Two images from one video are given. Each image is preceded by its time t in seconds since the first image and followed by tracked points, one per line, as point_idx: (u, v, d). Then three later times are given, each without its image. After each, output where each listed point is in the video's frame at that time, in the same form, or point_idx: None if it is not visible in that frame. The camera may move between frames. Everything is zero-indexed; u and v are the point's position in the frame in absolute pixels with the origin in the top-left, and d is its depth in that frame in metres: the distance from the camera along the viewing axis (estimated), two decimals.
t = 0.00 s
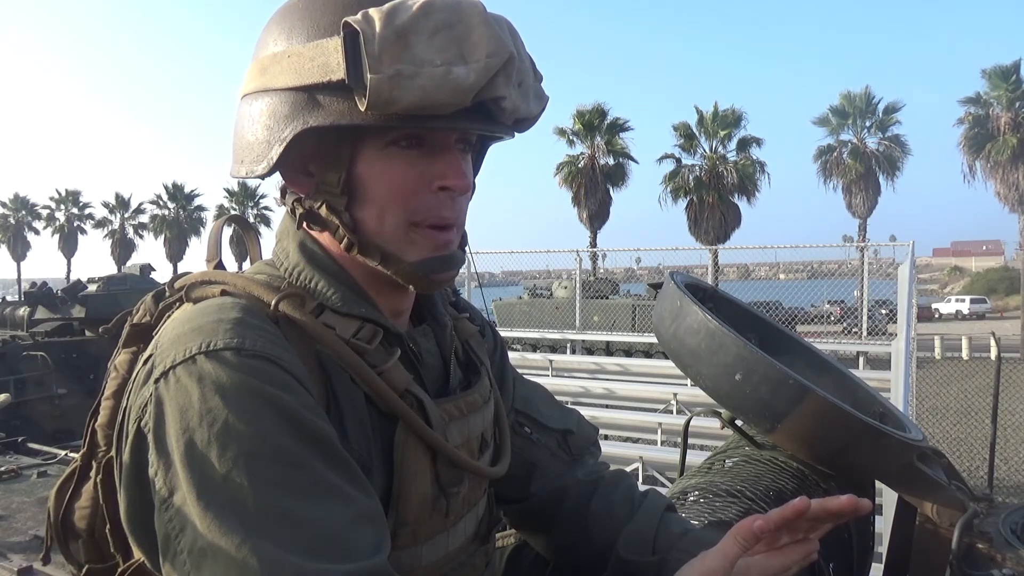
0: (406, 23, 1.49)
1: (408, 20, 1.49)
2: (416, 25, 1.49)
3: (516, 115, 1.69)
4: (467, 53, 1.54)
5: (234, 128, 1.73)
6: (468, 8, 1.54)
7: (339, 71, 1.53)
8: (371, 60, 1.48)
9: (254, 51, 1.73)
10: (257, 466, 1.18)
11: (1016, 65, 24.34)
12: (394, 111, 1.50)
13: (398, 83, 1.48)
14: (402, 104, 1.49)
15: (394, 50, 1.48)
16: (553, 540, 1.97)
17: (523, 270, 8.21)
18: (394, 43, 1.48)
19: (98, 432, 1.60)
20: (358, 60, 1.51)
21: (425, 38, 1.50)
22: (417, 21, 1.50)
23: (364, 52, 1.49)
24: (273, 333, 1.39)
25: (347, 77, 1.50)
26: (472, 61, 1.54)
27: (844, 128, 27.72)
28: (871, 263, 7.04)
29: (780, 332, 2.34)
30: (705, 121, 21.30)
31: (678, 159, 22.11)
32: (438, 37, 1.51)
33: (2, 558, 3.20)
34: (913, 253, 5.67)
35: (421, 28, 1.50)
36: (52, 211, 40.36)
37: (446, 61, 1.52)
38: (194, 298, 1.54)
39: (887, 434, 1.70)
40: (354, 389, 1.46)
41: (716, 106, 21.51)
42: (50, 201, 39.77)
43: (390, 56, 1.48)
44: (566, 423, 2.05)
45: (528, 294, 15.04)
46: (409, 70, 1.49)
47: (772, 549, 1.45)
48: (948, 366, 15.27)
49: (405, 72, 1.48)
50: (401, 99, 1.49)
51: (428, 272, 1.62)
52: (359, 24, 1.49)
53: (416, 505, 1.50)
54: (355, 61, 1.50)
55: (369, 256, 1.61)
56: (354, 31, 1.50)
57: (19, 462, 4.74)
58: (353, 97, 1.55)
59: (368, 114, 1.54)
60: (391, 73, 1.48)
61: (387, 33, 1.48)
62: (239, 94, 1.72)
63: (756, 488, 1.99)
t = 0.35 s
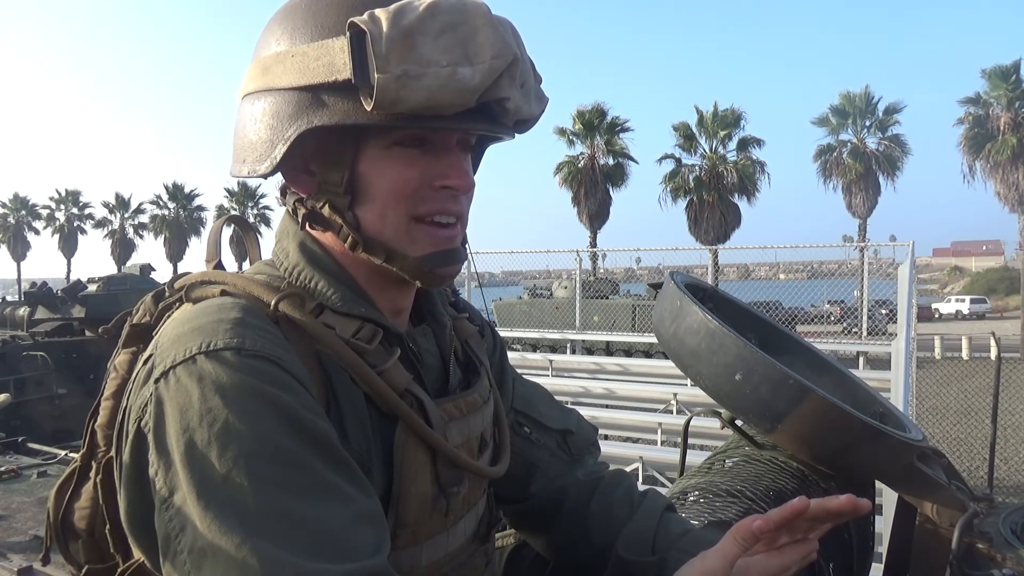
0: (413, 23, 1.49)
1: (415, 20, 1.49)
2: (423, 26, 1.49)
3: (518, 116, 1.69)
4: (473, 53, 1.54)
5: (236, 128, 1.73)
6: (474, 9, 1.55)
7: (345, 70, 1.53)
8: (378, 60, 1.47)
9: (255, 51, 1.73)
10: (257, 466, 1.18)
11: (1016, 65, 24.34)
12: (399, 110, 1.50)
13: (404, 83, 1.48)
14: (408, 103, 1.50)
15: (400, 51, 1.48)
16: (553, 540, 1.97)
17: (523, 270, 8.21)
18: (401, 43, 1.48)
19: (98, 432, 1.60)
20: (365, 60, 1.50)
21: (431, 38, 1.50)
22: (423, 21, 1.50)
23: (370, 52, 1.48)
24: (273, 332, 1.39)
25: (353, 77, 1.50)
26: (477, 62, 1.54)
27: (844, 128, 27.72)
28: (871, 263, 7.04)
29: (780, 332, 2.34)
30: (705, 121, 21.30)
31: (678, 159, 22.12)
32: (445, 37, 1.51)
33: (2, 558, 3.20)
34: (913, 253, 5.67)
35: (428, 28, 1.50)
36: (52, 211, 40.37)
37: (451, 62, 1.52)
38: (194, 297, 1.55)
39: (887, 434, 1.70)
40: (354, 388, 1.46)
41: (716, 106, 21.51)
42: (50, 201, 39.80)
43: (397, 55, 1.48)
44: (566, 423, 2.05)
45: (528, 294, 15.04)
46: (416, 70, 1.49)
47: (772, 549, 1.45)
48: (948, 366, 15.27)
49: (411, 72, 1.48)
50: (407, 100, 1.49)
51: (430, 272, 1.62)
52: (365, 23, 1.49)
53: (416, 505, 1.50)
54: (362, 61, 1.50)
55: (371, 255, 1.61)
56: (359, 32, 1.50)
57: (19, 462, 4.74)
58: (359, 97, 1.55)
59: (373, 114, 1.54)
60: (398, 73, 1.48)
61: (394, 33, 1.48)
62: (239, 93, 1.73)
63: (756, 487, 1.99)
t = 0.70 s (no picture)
0: (418, 19, 1.49)
1: (420, 17, 1.49)
2: (427, 22, 1.50)
3: (520, 113, 1.70)
4: (477, 49, 1.54)
5: (239, 128, 1.73)
6: (478, 5, 1.55)
7: (350, 67, 1.53)
8: (384, 55, 1.48)
9: (257, 51, 1.73)
10: (259, 464, 1.18)
11: (1016, 66, 24.35)
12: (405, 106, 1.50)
13: (410, 78, 1.49)
14: (414, 99, 1.50)
15: (405, 47, 1.49)
16: (557, 532, 1.97)
17: (523, 270, 8.21)
18: (407, 38, 1.48)
19: (99, 431, 1.60)
20: (371, 57, 1.50)
21: (435, 35, 1.51)
22: (428, 17, 1.50)
23: (377, 49, 1.49)
24: (274, 331, 1.39)
25: (359, 73, 1.50)
26: (482, 58, 1.55)
27: (844, 128, 27.72)
28: (871, 263, 7.04)
29: (780, 332, 2.34)
30: (705, 121, 21.30)
31: (679, 159, 22.13)
32: (449, 33, 1.52)
33: (3, 558, 3.20)
34: (914, 253, 5.66)
35: (432, 25, 1.50)
36: (52, 211, 40.38)
37: (456, 58, 1.52)
38: (195, 296, 1.54)
39: (887, 434, 1.70)
40: (354, 388, 1.46)
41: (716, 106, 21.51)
42: (50, 201, 39.81)
43: (403, 51, 1.48)
44: (569, 418, 2.06)
45: (528, 294, 15.04)
46: (421, 66, 1.49)
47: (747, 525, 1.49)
48: (948, 366, 15.27)
49: (417, 67, 1.49)
50: (413, 95, 1.50)
51: (434, 270, 1.61)
52: (370, 20, 1.49)
53: (416, 505, 1.50)
54: (368, 59, 1.51)
55: (376, 252, 1.61)
56: (365, 29, 1.50)
57: (19, 462, 4.74)
58: (364, 94, 1.55)
59: (379, 111, 1.54)
60: (404, 69, 1.48)
61: (400, 29, 1.48)
62: (240, 93, 1.73)
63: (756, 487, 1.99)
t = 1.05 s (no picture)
0: (426, 21, 1.49)
1: (429, 19, 1.49)
2: (436, 24, 1.50)
3: (525, 115, 1.70)
4: (484, 51, 1.55)
5: (245, 129, 1.73)
6: (485, 8, 1.55)
7: (359, 68, 1.53)
8: (393, 55, 1.48)
9: (265, 53, 1.73)
10: (265, 462, 1.18)
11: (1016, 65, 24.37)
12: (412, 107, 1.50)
13: (418, 79, 1.49)
14: (422, 99, 1.50)
15: (414, 48, 1.49)
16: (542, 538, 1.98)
17: (523, 270, 8.21)
18: (416, 40, 1.48)
19: (102, 429, 1.60)
20: (379, 58, 1.50)
21: (443, 36, 1.51)
22: (436, 19, 1.50)
23: (386, 50, 1.49)
24: (282, 330, 1.39)
25: (367, 74, 1.50)
26: (489, 60, 1.55)
27: (844, 128, 27.72)
28: (871, 263, 7.04)
29: (781, 333, 2.34)
30: (705, 121, 21.31)
31: (679, 159, 22.14)
32: (457, 35, 1.52)
33: (2, 558, 3.20)
34: (914, 253, 5.66)
35: (440, 27, 1.50)
36: (52, 211, 40.39)
37: (463, 59, 1.52)
38: (201, 296, 1.55)
39: (888, 434, 1.70)
40: (360, 387, 1.46)
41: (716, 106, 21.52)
42: (50, 201, 39.81)
43: (411, 52, 1.49)
44: (566, 423, 2.05)
45: (528, 294, 15.05)
46: (429, 67, 1.49)
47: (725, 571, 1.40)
48: (948, 366, 15.27)
49: (425, 69, 1.49)
50: (421, 95, 1.50)
51: (438, 269, 1.61)
52: (379, 21, 1.49)
53: (419, 504, 1.50)
54: (377, 59, 1.50)
55: (381, 252, 1.61)
56: (374, 30, 1.51)
57: (19, 462, 4.74)
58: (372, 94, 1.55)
59: (387, 111, 1.54)
60: (412, 69, 1.48)
61: (408, 30, 1.48)
62: (248, 94, 1.73)
63: (756, 488, 1.98)
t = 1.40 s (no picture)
0: (420, 19, 1.49)
1: (423, 16, 1.50)
2: (430, 22, 1.50)
3: (520, 113, 1.70)
4: (479, 49, 1.55)
5: (240, 127, 1.73)
6: (479, 6, 1.56)
7: (352, 66, 1.53)
8: (387, 53, 1.48)
9: (259, 51, 1.72)
10: (262, 459, 1.18)
11: (1016, 66, 24.36)
12: (406, 105, 1.51)
13: (412, 76, 1.49)
14: (415, 97, 1.50)
15: (408, 46, 1.49)
16: (557, 531, 1.98)
17: (523, 270, 8.21)
18: (409, 38, 1.49)
19: (100, 430, 1.60)
20: (373, 56, 1.51)
21: (438, 35, 1.51)
22: (429, 17, 1.50)
23: (379, 48, 1.49)
24: (278, 327, 1.38)
25: (361, 71, 1.51)
26: (483, 57, 1.55)
27: (844, 128, 27.71)
28: (871, 263, 7.04)
29: (780, 332, 2.34)
30: (705, 121, 21.32)
31: (679, 159, 22.14)
32: (451, 33, 1.52)
33: (2, 558, 3.20)
34: (914, 253, 5.66)
35: (434, 24, 1.51)
36: (52, 211, 40.40)
37: (458, 57, 1.53)
38: (199, 295, 1.54)
39: (884, 433, 1.70)
40: (356, 386, 1.46)
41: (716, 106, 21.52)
42: (50, 201, 39.83)
43: (405, 49, 1.49)
44: (572, 421, 2.05)
45: (528, 294, 15.05)
46: (424, 64, 1.49)
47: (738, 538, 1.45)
48: (948, 366, 15.26)
49: (419, 66, 1.49)
50: (415, 93, 1.50)
51: (434, 267, 1.61)
52: (374, 20, 1.49)
53: (417, 504, 1.49)
54: (371, 57, 1.51)
55: (376, 250, 1.61)
56: (368, 28, 1.51)
57: (19, 462, 4.74)
58: (366, 92, 1.55)
59: (381, 109, 1.53)
60: (406, 67, 1.48)
61: (402, 28, 1.49)
62: (242, 92, 1.73)
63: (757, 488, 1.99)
